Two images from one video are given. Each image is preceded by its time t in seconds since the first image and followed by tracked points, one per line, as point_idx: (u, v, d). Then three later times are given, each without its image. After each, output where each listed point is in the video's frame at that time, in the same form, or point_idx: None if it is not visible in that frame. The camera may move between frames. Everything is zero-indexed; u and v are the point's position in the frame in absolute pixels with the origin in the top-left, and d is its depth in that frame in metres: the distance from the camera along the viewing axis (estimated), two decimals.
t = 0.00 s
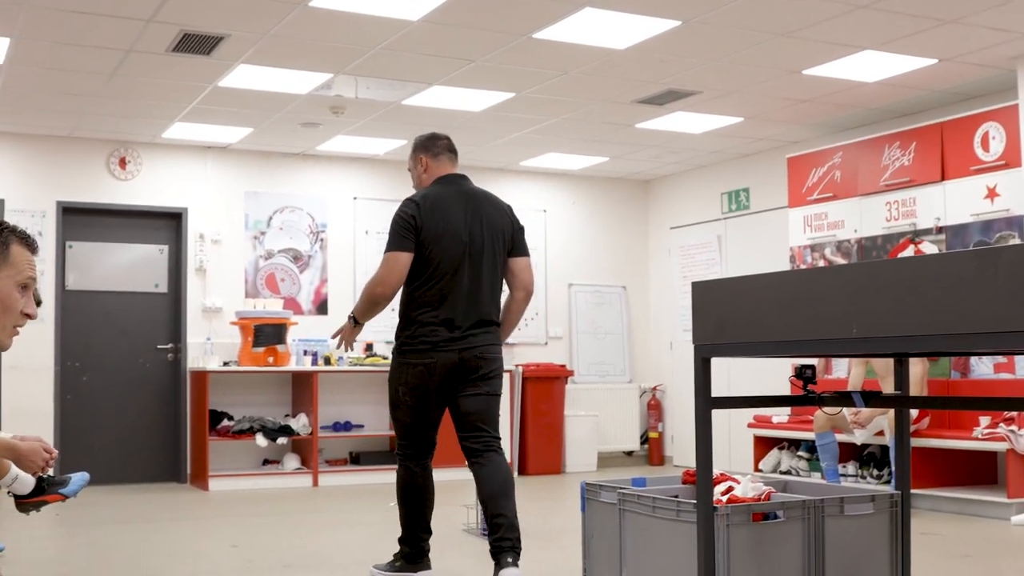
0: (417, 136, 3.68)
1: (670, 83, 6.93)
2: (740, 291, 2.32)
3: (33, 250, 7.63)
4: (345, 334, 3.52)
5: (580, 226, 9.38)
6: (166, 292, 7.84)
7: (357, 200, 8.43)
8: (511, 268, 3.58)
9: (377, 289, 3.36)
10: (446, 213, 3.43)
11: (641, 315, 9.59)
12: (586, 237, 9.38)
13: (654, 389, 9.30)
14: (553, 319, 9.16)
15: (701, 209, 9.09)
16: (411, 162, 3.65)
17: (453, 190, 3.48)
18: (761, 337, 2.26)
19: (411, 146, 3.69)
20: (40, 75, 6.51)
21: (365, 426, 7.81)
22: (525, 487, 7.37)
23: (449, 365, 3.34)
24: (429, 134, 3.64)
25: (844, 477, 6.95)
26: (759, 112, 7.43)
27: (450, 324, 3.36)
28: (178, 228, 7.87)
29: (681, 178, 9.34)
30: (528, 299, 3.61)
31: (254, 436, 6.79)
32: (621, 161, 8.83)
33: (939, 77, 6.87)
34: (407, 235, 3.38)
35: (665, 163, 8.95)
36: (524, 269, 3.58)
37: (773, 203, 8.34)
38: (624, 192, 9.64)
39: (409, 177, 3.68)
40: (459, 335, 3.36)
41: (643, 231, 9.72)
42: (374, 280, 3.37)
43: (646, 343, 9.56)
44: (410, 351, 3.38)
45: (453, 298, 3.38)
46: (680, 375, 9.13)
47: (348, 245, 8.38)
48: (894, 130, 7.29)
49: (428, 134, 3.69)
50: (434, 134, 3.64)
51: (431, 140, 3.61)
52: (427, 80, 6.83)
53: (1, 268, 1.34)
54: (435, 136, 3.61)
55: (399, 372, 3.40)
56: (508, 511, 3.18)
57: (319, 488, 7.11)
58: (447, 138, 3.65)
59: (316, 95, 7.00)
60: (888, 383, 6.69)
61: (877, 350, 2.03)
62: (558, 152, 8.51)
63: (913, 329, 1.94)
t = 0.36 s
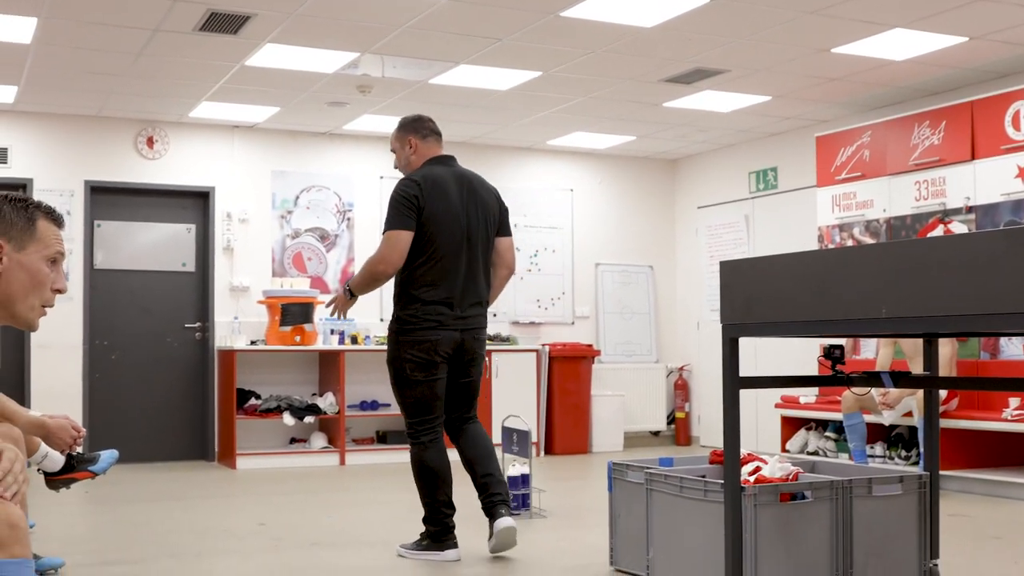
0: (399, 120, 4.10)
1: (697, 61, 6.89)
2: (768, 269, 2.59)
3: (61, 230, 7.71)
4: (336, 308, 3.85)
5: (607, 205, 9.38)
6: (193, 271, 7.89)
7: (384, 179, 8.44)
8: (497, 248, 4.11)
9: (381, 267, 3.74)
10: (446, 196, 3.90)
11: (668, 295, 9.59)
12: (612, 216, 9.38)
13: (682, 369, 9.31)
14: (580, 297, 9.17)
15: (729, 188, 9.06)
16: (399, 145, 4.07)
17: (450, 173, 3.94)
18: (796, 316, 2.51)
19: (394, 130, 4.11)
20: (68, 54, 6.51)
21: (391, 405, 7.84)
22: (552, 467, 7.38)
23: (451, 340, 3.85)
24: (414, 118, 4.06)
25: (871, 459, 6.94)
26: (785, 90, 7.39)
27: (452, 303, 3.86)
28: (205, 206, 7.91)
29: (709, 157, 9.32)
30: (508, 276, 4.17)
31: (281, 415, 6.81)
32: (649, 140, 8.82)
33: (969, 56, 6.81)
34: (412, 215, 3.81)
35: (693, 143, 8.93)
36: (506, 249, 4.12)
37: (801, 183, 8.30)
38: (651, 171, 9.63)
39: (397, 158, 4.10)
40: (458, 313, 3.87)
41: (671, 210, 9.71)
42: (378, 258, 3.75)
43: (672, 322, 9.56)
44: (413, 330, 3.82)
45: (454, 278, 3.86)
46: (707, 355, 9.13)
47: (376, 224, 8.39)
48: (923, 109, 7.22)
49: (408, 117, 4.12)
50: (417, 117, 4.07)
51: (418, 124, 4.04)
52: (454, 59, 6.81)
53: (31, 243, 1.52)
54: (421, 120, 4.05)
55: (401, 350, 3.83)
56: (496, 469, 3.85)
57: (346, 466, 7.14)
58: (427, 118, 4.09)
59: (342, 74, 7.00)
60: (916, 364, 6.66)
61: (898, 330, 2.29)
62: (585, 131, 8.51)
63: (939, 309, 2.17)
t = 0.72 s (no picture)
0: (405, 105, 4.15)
1: (732, 39, 6.82)
2: (806, 251, 2.79)
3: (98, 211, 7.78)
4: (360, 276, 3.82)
5: (641, 184, 9.36)
6: (228, 251, 7.96)
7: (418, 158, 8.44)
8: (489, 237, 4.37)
9: (436, 246, 3.84)
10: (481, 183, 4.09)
11: (703, 276, 9.57)
12: (646, 197, 9.37)
13: (716, 350, 9.32)
14: (614, 276, 9.17)
15: (764, 168, 9.03)
16: (413, 129, 4.13)
17: (479, 162, 4.14)
18: (833, 293, 2.71)
19: (400, 114, 4.14)
20: (103, 35, 6.49)
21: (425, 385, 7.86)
22: (587, 448, 7.39)
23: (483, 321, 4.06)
24: (422, 103, 4.15)
25: (907, 440, 6.90)
26: (821, 68, 7.32)
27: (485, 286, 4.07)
28: (240, 186, 7.97)
29: (744, 137, 9.27)
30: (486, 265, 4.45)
31: (316, 393, 6.89)
32: (683, 120, 8.78)
33: (1009, 33, 6.71)
34: (461, 197, 3.95)
35: (728, 122, 8.89)
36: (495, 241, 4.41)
37: (837, 163, 8.25)
38: (685, 151, 9.60)
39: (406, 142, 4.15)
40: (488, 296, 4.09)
41: (706, 189, 9.68)
42: (433, 238, 3.84)
43: (707, 303, 9.54)
44: (457, 307, 3.97)
45: (487, 262, 4.08)
46: (741, 335, 9.11)
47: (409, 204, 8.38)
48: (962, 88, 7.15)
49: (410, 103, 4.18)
50: (423, 103, 4.17)
51: (429, 109, 4.16)
52: (488, 39, 6.77)
53: (66, 217, 1.79)
54: (429, 105, 4.16)
55: (446, 324, 3.95)
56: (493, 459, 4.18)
57: (380, 446, 7.15)
58: (423, 101, 4.19)
59: (377, 54, 6.98)
60: (953, 345, 6.60)
61: (937, 309, 2.47)
62: (619, 111, 8.49)
63: (975, 288, 2.35)
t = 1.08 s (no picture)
0: (436, 89, 4.00)
1: (771, 25, 6.76)
2: (846, 239, 2.82)
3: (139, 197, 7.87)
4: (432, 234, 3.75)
5: (678, 172, 9.34)
6: (267, 238, 7.99)
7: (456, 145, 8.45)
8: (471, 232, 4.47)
9: (513, 227, 3.90)
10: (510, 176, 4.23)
11: (742, 264, 9.54)
12: (683, 184, 9.35)
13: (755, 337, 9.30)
14: (652, 263, 9.16)
15: (803, 155, 8.99)
16: (451, 115, 4.02)
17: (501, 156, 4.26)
18: (873, 283, 2.73)
19: (435, 97, 3.98)
20: (142, 23, 6.49)
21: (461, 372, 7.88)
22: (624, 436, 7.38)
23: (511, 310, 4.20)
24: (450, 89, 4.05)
25: (947, 429, 6.87)
26: (859, 54, 7.27)
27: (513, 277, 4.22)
28: (279, 173, 8.01)
29: (783, 123, 9.23)
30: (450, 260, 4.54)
31: (354, 379, 6.98)
32: (721, 106, 8.75)
33: None
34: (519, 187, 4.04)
35: (767, 109, 8.85)
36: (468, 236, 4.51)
37: (876, 150, 8.20)
38: (723, 137, 9.56)
39: (443, 127, 4.01)
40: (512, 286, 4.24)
41: (744, 176, 9.65)
42: (510, 218, 3.89)
43: (745, 291, 9.51)
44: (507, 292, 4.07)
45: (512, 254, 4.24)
46: (780, 323, 9.07)
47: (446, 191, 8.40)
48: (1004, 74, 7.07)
49: (433, 88, 4.04)
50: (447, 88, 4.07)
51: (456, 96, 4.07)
52: (526, 26, 6.74)
53: (109, 207, 2.12)
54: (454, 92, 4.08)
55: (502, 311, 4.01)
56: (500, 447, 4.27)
57: (417, 433, 7.17)
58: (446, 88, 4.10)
59: (414, 41, 6.97)
60: (995, 334, 6.55)
61: (980, 298, 2.48)
62: (657, 98, 8.47)
63: (1015, 275, 2.36)
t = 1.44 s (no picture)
0: (471, 81, 3.99)
1: (805, 17, 6.72)
2: (878, 232, 2.72)
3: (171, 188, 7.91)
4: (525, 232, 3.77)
5: (709, 164, 9.33)
6: (298, 229, 8.01)
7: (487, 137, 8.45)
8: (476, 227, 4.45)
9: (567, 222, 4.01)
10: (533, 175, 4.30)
11: (773, 256, 9.52)
12: (714, 176, 9.34)
13: (785, 330, 9.28)
14: (683, 254, 9.15)
15: (835, 147, 8.96)
16: (488, 106, 3.99)
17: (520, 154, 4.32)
18: (904, 275, 2.63)
19: (472, 89, 3.96)
20: (177, 15, 6.50)
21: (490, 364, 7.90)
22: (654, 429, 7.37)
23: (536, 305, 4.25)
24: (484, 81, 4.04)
25: (979, 422, 6.83)
26: (892, 45, 7.22)
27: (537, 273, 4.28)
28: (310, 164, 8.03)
29: (815, 115, 9.21)
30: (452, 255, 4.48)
31: (384, 371, 7.01)
32: (752, 98, 8.72)
33: None
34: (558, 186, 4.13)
35: (799, 100, 8.83)
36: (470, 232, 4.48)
37: (908, 142, 8.16)
38: (755, 129, 9.54)
39: (482, 118, 3.98)
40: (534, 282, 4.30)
41: (776, 168, 9.62)
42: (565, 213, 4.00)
43: (777, 283, 9.50)
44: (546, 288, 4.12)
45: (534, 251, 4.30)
46: (812, 315, 9.06)
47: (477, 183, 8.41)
48: None
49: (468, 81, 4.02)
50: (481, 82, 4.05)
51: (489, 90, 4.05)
52: (557, 17, 6.72)
53: (141, 194, 2.11)
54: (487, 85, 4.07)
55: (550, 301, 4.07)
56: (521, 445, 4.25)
57: (447, 425, 7.19)
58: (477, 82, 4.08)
59: (446, 32, 6.97)
60: None
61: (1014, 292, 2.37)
62: (688, 89, 8.46)
63: None
